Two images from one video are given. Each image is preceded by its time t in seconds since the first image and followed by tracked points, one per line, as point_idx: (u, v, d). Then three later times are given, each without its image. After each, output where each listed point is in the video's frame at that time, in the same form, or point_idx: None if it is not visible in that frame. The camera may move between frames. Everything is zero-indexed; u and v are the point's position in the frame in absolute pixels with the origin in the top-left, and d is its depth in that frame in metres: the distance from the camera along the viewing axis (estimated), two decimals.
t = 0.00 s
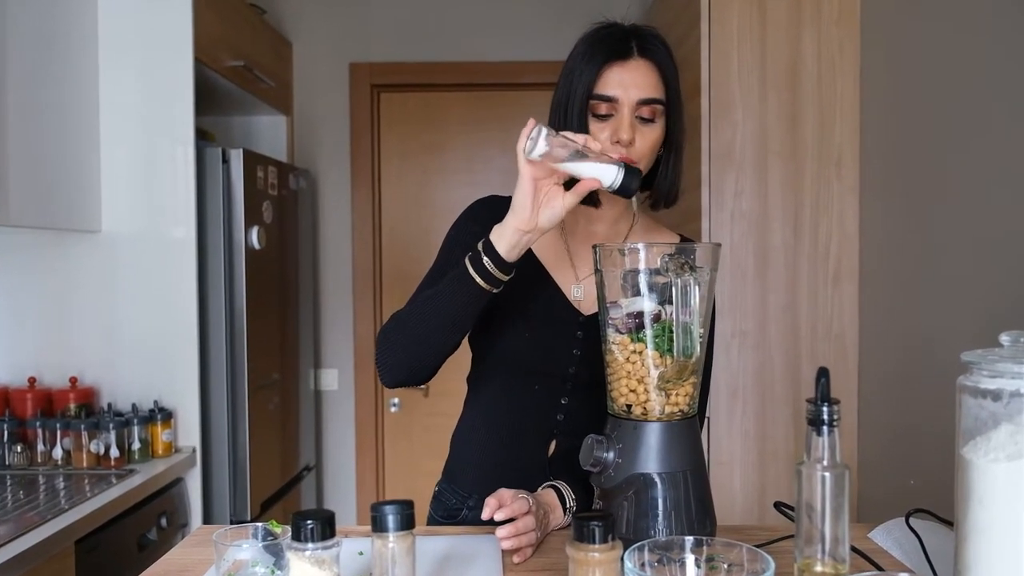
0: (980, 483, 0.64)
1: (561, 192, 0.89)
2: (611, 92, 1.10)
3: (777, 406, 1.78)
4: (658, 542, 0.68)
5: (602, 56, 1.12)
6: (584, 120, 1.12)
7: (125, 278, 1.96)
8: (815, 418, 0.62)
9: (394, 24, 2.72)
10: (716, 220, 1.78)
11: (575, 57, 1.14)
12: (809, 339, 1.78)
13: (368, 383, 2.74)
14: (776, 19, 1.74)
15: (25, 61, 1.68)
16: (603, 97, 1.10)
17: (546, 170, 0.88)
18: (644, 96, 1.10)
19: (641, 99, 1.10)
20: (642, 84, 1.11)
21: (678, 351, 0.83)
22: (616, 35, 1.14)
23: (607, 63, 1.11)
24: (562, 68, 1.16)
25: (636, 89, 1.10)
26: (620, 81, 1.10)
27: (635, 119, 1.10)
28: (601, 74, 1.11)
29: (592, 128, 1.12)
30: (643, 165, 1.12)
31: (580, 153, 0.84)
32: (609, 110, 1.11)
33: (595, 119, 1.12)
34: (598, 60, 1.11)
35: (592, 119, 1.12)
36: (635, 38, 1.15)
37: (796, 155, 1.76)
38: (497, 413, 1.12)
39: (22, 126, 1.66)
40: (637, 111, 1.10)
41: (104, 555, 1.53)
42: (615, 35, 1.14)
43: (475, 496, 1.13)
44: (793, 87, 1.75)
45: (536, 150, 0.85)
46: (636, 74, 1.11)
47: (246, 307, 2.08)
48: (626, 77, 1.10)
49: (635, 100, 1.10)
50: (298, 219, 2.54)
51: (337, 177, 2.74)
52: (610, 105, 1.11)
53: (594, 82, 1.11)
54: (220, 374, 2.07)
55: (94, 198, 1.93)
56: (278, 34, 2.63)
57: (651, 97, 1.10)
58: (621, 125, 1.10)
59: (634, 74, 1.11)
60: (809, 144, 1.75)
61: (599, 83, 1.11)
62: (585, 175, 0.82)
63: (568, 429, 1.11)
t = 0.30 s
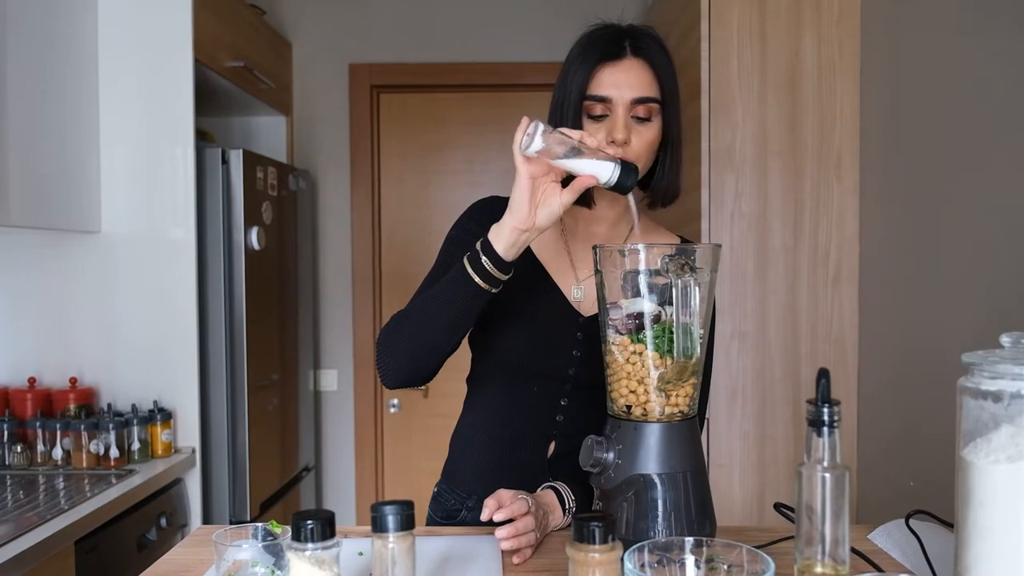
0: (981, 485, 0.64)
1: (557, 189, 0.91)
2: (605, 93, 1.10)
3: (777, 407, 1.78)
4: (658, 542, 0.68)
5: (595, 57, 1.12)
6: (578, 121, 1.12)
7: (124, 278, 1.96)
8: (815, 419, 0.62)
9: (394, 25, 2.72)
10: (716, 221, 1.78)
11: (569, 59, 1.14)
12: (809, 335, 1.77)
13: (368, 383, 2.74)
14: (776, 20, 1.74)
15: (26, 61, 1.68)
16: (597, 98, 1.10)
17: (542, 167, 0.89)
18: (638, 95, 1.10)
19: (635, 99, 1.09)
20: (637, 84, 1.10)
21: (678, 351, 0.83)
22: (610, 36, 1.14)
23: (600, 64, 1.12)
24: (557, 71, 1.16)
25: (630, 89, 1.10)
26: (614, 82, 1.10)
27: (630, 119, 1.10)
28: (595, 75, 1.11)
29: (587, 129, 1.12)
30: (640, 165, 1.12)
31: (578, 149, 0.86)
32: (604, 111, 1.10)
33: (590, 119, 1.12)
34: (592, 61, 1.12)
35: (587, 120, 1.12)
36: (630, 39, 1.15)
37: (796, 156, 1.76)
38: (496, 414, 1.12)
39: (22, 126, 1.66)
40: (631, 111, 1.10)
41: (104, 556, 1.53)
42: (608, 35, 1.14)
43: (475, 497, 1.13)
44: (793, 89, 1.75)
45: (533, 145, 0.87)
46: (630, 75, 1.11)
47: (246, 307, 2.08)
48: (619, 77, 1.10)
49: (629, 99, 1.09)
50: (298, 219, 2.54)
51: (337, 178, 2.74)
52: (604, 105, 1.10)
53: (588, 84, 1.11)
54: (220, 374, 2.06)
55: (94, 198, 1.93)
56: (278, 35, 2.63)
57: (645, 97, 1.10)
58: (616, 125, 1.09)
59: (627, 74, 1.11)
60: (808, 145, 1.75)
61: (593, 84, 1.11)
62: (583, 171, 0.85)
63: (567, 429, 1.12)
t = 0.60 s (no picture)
0: (982, 485, 0.64)
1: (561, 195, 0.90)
2: (605, 93, 1.10)
3: (777, 408, 1.78)
4: (658, 543, 0.68)
5: (595, 57, 1.12)
6: (579, 121, 1.12)
7: (125, 278, 1.96)
8: (815, 420, 0.62)
9: (395, 25, 2.72)
10: (717, 221, 1.78)
11: (569, 60, 1.14)
12: (809, 336, 1.77)
13: (368, 383, 2.74)
14: (777, 22, 1.74)
15: (27, 61, 1.68)
16: (598, 98, 1.11)
17: (545, 177, 0.88)
18: (638, 96, 1.10)
19: (635, 99, 1.10)
20: (637, 84, 1.11)
21: (678, 352, 0.82)
22: (609, 36, 1.14)
23: (600, 64, 1.12)
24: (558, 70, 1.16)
25: (630, 89, 1.10)
26: (614, 82, 1.11)
27: (631, 119, 1.11)
28: (595, 75, 1.11)
29: (588, 129, 1.12)
30: (641, 164, 1.13)
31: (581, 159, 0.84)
32: (604, 111, 1.11)
33: (591, 120, 1.12)
34: (592, 61, 1.12)
35: (588, 120, 1.12)
36: (629, 38, 1.15)
37: (797, 157, 1.76)
38: (497, 414, 1.12)
39: (23, 123, 1.66)
40: (632, 111, 1.11)
41: (103, 555, 1.53)
42: (608, 36, 1.14)
43: (475, 497, 1.13)
44: (794, 90, 1.75)
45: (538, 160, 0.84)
46: (630, 74, 1.11)
47: (247, 307, 2.09)
48: (620, 78, 1.11)
49: (629, 100, 1.10)
50: (299, 219, 2.55)
51: (337, 177, 2.74)
52: (605, 106, 1.11)
53: (588, 84, 1.11)
54: (220, 373, 2.07)
55: (94, 197, 1.93)
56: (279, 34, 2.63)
57: (645, 97, 1.11)
58: (616, 125, 1.10)
59: (628, 74, 1.11)
60: (809, 146, 1.75)
61: (593, 85, 1.11)
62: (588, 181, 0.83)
63: (568, 430, 1.12)
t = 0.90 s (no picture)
0: (987, 490, 0.65)
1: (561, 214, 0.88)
2: (605, 95, 1.10)
3: (779, 411, 1.78)
4: (662, 547, 0.69)
5: (596, 59, 1.11)
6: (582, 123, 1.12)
7: (126, 278, 1.95)
8: (821, 424, 0.62)
9: (397, 26, 2.72)
10: (719, 225, 1.77)
11: (572, 62, 1.14)
12: (811, 337, 1.77)
13: (369, 384, 2.74)
14: (780, 25, 1.74)
15: (29, 61, 1.68)
16: (598, 100, 1.10)
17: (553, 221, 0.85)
18: (639, 97, 1.09)
19: (636, 100, 1.08)
20: (638, 85, 1.09)
21: (682, 355, 0.82)
22: (612, 38, 1.13)
23: (602, 66, 1.11)
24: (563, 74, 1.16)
25: (631, 90, 1.09)
26: (615, 83, 1.10)
27: (632, 120, 1.09)
28: (596, 77, 1.11)
29: (591, 132, 1.12)
30: (646, 166, 1.11)
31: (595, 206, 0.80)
32: (606, 113, 1.10)
33: (593, 122, 1.12)
34: (593, 63, 1.11)
35: (590, 122, 1.12)
36: (632, 39, 1.14)
37: (799, 160, 1.75)
38: (501, 416, 1.12)
39: (24, 124, 1.66)
40: (633, 112, 1.10)
41: (103, 556, 1.52)
42: (611, 38, 1.14)
43: (478, 500, 1.12)
44: (796, 94, 1.75)
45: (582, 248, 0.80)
46: (630, 75, 1.10)
47: (248, 308, 2.08)
48: (621, 79, 1.10)
49: (630, 101, 1.09)
50: (300, 220, 2.54)
51: (339, 179, 2.74)
52: (606, 107, 1.10)
53: (589, 85, 1.11)
54: (221, 374, 2.06)
55: (95, 198, 1.93)
56: (281, 35, 2.63)
57: (646, 98, 1.09)
58: (618, 127, 1.09)
59: (629, 75, 1.10)
60: (811, 150, 1.75)
61: (594, 86, 1.11)
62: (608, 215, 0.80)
63: (571, 433, 1.11)
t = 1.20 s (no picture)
0: (1001, 494, 0.65)
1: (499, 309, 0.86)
2: (599, 86, 1.11)
3: (785, 414, 1.76)
4: (675, 552, 0.68)
5: (590, 52, 1.13)
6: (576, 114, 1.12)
7: (127, 281, 1.95)
8: (836, 429, 0.61)
9: (399, 28, 2.72)
10: (724, 228, 1.76)
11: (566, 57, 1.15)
12: (817, 343, 1.74)
13: (371, 387, 2.74)
14: (785, 27, 1.73)
15: (31, 63, 1.67)
16: (592, 91, 1.11)
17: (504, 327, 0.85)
18: (633, 88, 1.10)
19: (630, 91, 1.10)
20: (632, 76, 1.11)
21: (694, 359, 0.82)
22: (605, 34, 1.15)
23: (597, 58, 1.13)
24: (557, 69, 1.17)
25: (625, 81, 1.11)
26: (609, 75, 1.11)
27: (627, 111, 1.10)
28: (590, 70, 1.12)
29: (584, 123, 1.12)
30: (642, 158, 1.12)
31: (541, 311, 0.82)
32: (600, 104, 1.11)
33: (587, 114, 1.12)
34: (586, 57, 1.13)
35: (584, 114, 1.12)
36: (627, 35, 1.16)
37: (805, 162, 1.75)
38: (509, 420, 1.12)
39: (25, 126, 1.65)
40: (628, 103, 1.11)
41: (105, 562, 1.51)
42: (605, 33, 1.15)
43: (486, 504, 1.12)
44: (802, 97, 1.74)
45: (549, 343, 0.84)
46: (624, 67, 1.11)
47: (250, 311, 2.07)
48: (615, 70, 1.11)
49: (624, 92, 1.10)
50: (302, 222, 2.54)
51: (341, 181, 2.74)
52: (601, 98, 1.11)
53: (583, 78, 1.12)
54: (223, 377, 2.05)
55: (97, 201, 1.92)
56: (283, 37, 2.63)
57: (641, 89, 1.11)
58: (612, 117, 1.10)
59: (622, 66, 1.11)
60: (817, 153, 1.74)
61: (588, 79, 1.12)
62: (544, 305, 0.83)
63: (579, 436, 1.10)
